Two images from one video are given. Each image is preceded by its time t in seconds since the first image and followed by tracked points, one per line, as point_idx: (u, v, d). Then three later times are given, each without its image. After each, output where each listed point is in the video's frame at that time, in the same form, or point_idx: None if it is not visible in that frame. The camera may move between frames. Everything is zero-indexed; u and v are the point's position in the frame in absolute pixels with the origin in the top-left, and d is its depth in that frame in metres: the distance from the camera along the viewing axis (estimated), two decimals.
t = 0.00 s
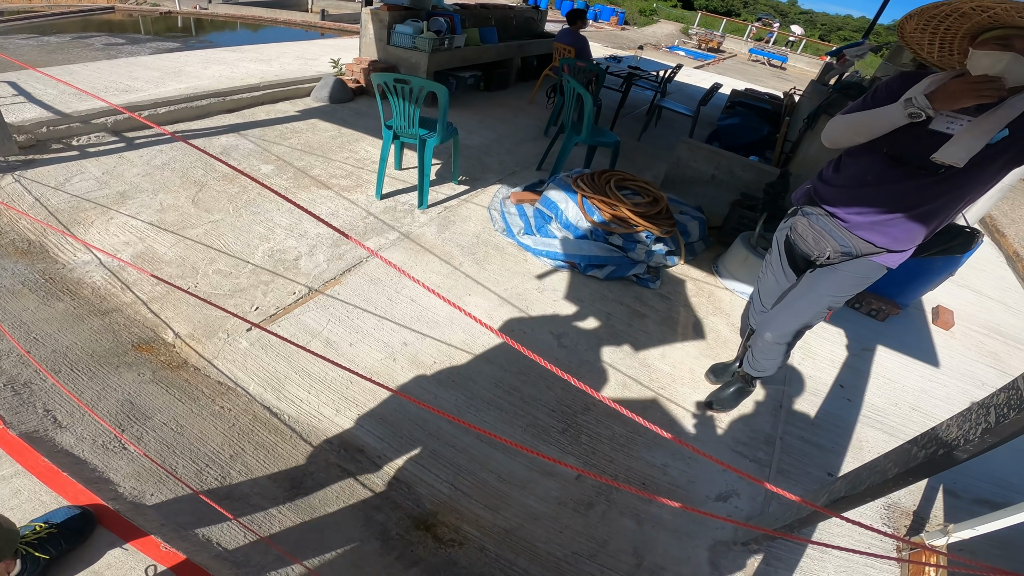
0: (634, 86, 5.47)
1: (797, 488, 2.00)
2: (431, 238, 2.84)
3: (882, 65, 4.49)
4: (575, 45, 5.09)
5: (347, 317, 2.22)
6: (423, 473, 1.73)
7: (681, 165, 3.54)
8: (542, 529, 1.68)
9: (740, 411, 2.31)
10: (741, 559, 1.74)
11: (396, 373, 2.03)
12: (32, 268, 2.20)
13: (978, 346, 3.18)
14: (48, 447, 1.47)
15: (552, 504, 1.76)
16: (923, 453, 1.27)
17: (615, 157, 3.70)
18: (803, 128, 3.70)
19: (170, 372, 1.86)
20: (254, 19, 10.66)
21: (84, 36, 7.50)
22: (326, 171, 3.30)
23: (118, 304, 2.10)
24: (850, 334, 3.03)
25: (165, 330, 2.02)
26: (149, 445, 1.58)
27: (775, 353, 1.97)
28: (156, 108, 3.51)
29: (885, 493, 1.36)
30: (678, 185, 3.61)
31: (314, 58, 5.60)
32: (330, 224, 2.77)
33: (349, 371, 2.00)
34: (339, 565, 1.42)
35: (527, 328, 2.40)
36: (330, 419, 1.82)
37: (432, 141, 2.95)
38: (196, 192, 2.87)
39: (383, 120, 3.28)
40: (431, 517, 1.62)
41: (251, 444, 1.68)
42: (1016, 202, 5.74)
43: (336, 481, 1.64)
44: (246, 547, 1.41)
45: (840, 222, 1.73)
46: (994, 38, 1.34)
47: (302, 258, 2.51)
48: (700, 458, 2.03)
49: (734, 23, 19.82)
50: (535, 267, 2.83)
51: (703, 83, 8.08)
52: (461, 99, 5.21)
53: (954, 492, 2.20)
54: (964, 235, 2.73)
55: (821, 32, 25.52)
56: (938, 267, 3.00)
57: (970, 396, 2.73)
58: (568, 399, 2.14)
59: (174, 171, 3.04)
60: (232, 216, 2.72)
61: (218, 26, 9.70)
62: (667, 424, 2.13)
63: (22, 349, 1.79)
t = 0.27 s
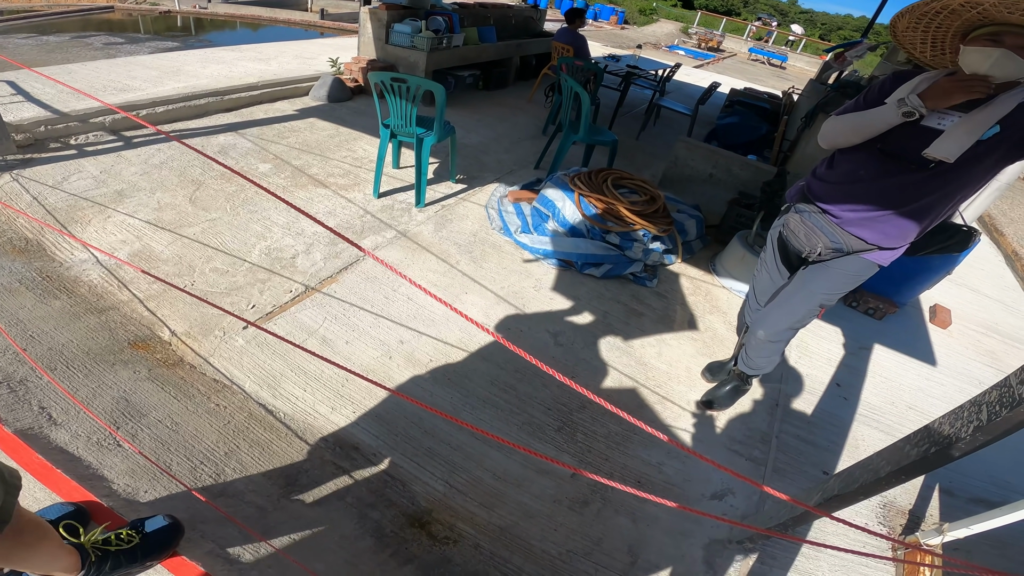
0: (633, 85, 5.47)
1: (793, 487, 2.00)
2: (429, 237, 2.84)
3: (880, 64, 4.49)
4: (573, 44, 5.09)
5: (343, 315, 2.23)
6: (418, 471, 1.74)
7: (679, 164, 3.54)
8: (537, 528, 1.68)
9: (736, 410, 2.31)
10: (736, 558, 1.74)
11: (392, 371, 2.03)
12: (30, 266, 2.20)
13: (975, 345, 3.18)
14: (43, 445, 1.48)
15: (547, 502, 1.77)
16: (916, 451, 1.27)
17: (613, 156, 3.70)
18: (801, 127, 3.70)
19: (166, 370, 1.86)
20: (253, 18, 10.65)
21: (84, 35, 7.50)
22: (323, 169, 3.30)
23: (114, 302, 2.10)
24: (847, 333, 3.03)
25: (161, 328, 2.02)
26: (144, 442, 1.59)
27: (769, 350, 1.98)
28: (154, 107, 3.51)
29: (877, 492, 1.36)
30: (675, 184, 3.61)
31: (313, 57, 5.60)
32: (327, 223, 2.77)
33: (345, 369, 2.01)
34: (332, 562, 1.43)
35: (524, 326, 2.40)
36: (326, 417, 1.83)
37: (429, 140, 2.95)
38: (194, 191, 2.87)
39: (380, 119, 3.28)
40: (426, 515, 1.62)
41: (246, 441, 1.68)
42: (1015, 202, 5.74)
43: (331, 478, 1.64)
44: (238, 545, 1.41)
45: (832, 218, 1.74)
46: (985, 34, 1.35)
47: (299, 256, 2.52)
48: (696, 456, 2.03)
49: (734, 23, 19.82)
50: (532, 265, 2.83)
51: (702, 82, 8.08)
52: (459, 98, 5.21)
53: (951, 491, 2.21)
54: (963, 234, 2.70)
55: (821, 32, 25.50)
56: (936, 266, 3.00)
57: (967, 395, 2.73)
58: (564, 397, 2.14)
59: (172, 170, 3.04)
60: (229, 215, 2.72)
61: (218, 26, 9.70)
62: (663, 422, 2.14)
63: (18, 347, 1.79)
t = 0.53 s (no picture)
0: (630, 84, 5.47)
1: (786, 485, 2.00)
2: (424, 235, 2.85)
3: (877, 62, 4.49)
4: (570, 43, 5.09)
5: (337, 313, 2.23)
6: (411, 469, 1.74)
7: (675, 163, 3.54)
8: (529, 526, 1.69)
9: (730, 408, 2.32)
10: (729, 557, 1.75)
11: (386, 369, 2.04)
12: (25, 265, 2.20)
13: (971, 344, 3.18)
14: (35, 442, 1.49)
15: (540, 500, 1.77)
16: (905, 449, 1.27)
17: (609, 155, 3.70)
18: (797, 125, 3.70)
19: (159, 368, 1.86)
20: (252, 18, 10.65)
21: (82, 35, 7.49)
22: (319, 169, 3.31)
23: (109, 301, 2.10)
24: (842, 331, 3.04)
25: (155, 327, 2.03)
26: (136, 440, 1.59)
27: (760, 346, 1.99)
28: (150, 107, 3.52)
29: (867, 490, 1.37)
30: (672, 182, 3.61)
31: (310, 56, 5.61)
32: (323, 222, 2.78)
33: (339, 368, 2.02)
34: (324, 559, 1.43)
35: (518, 325, 2.41)
36: (320, 415, 1.83)
37: (424, 139, 2.96)
38: (189, 190, 2.88)
39: (376, 118, 3.29)
40: (418, 513, 1.63)
41: (239, 439, 1.69)
42: (1013, 200, 5.74)
43: (323, 476, 1.65)
44: (229, 542, 1.41)
45: (823, 215, 1.74)
46: (972, 31, 1.35)
47: (294, 255, 2.52)
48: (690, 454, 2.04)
49: (733, 22, 19.81)
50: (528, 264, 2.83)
51: (700, 81, 8.08)
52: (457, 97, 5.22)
53: (944, 490, 2.21)
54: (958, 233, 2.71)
55: (821, 31, 25.49)
56: (932, 264, 3.00)
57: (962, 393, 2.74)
58: (558, 395, 2.15)
59: (168, 169, 3.05)
60: (225, 214, 2.72)
61: (217, 25, 9.69)
62: (657, 421, 2.14)
63: (12, 345, 1.80)
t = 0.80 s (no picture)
0: (626, 82, 5.47)
1: (778, 482, 2.00)
2: (417, 233, 2.85)
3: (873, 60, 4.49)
4: (566, 41, 5.10)
5: (330, 310, 2.24)
6: (402, 465, 1.74)
7: (670, 160, 3.54)
8: (520, 522, 1.69)
9: (723, 404, 2.32)
10: (720, 553, 1.75)
11: (378, 365, 2.04)
12: (17, 263, 2.20)
13: (965, 341, 3.19)
14: (23, 438, 1.49)
15: (531, 496, 1.78)
16: (893, 444, 1.27)
17: (604, 152, 3.70)
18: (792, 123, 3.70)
19: (150, 365, 1.86)
20: (249, 17, 10.63)
21: (78, 35, 7.48)
22: (314, 167, 3.31)
23: (101, 298, 2.10)
24: (836, 328, 3.04)
25: (146, 323, 2.03)
26: (125, 436, 1.60)
27: (752, 342, 1.99)
28: (145, 106, 3.51)
29: (856, 487, 1.37)
30: (666, 180, 3.61)
31: (306, 55, 5.60)
32: (316, 219, 2.78)
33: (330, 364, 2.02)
34: (312, 554, 1.44)
35: (511, 321, 2.41)
36: (311, 411, 1.83)
37: (418, 137, 2.96)
38: (183, 188, 2.88)
39: (370, 116, 3.29)
40: (409, 509, 1.63)
41: (228, 435, 1.69)
42: (1009, 198, 5.74)
43: (313, 472, 1.65)
44: (216, 537, 1.41)
45: (812, 210, 1.74)
46: (956, 26, 1.33)
47: (287, 253, 2.52)
48: (681, 451, 2.04)
49: (731, 21, 19.82)
50: (521, 261, 2.83)
51: (697, 80, 8.09)
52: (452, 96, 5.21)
53: (937, 487, 2.21)
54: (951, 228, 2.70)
55: (818, 30, 25.50)
56: (926, 261, 3.01)
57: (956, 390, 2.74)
58: (550, 391, 2.15)
59: (161, 167, 3.05)
60: (218, 212, 2.72)
61: (214, 25, 9.68)
62: (649, 417, 2.14)
63: (2, 342, 1.80)
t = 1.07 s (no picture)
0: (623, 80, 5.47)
1: (772, 478, 2.00)
2: (412, 230, 2.85)
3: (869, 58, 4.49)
4: (562, 40, 5.10)
5: (324, 307, 2.24)
6: (395, 462, 1.75)
7: (666, 158, 3.54)
8: (512, 519, 1.69)
9: (717, 401, 2.32)
10: (713, 550, 1.75)
11: (372, 361, 2.04)
12: (10, 260, 2.20)
13: (960, 337, 3.19)
14: (13, 434, 1.49)
15: (524, 492, 1.78)
16: (883, 438, 1.27)
17: (599, 150, 3.70)
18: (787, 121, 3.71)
19: (142, 362, 1.87)
20: (246, 17, 10.62)
21: (74, 35, 7.47)
22: (309, 165, 3.30)
23: (94, 295, 2.10)
24: (832, 325, 3.04)
25: (139, 321, 2.03)
26: (116, 432, 1.60)
27: (747, 338, 1.99)
28: (140, 105, 3.51)
29: (847, 482, 1.37)
30: (662, 177, 3.61)
31: (302, 54, 5.60)
32: (311, 217, 2.77)
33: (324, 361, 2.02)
34: (303, 550, 1.43)
35: (506, 318, 2.41)
36: (304, 407, 1.84)
37: (413, 135, 2.96)
38: (177, 186, 2.87)
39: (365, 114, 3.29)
40: (401, 506, 1.63)
41: (220, 432, 1.69)
42: (1006, 196, 5.75)
43: (305, 469, 1.65)
44: (206, 533, 1.41)
45: (806, 206, 1.75)
46: (945, 23, 1.33)
47: (281, 250, 2.52)
48: (675, 447, 2.04)
49: (729, 20, 19.83)
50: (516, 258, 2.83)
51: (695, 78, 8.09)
52: (449, 94, 5.21)
53: (931, 484, 2.22)
54: (948, 224, 2.79)
55: (817, 29, 25.50)
56: (921, 258, 3.01)
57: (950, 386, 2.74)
58: (544, 388, 2.15)
59: (156, 166, 3.04)
60: (212, 210, 2.72)
61: (211, 24, 9.67)
62: (643, 413, 2.14)
63: None
